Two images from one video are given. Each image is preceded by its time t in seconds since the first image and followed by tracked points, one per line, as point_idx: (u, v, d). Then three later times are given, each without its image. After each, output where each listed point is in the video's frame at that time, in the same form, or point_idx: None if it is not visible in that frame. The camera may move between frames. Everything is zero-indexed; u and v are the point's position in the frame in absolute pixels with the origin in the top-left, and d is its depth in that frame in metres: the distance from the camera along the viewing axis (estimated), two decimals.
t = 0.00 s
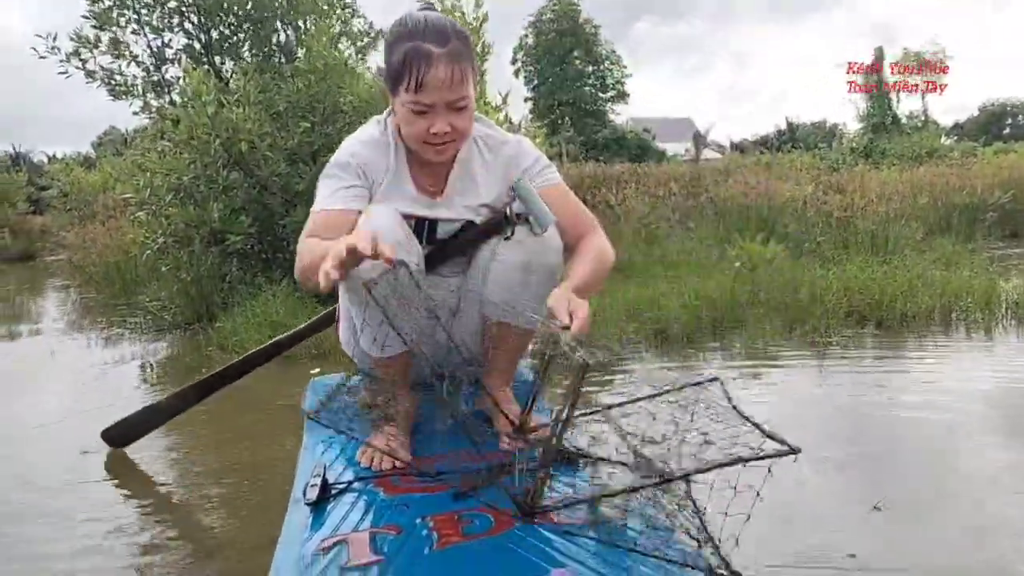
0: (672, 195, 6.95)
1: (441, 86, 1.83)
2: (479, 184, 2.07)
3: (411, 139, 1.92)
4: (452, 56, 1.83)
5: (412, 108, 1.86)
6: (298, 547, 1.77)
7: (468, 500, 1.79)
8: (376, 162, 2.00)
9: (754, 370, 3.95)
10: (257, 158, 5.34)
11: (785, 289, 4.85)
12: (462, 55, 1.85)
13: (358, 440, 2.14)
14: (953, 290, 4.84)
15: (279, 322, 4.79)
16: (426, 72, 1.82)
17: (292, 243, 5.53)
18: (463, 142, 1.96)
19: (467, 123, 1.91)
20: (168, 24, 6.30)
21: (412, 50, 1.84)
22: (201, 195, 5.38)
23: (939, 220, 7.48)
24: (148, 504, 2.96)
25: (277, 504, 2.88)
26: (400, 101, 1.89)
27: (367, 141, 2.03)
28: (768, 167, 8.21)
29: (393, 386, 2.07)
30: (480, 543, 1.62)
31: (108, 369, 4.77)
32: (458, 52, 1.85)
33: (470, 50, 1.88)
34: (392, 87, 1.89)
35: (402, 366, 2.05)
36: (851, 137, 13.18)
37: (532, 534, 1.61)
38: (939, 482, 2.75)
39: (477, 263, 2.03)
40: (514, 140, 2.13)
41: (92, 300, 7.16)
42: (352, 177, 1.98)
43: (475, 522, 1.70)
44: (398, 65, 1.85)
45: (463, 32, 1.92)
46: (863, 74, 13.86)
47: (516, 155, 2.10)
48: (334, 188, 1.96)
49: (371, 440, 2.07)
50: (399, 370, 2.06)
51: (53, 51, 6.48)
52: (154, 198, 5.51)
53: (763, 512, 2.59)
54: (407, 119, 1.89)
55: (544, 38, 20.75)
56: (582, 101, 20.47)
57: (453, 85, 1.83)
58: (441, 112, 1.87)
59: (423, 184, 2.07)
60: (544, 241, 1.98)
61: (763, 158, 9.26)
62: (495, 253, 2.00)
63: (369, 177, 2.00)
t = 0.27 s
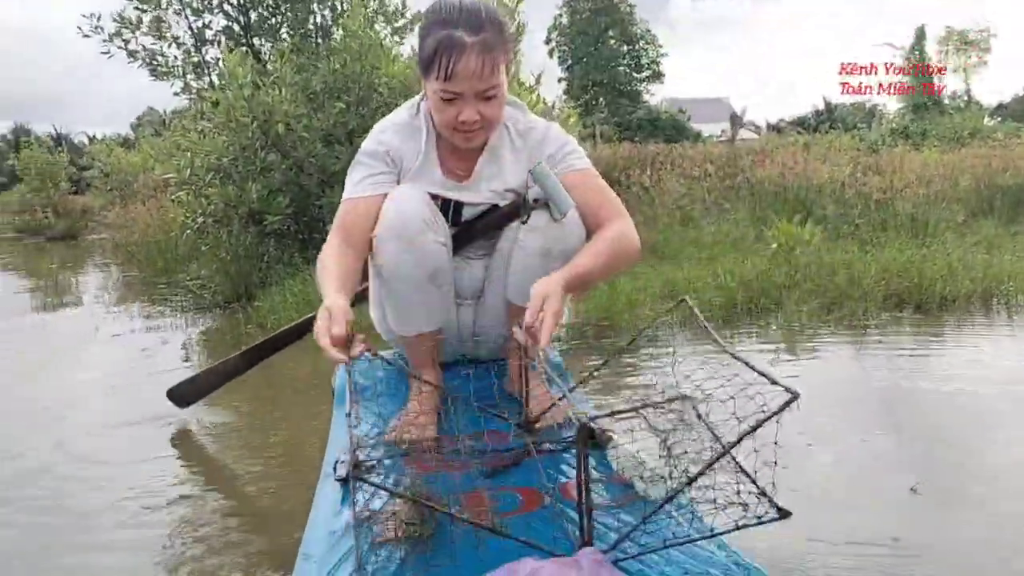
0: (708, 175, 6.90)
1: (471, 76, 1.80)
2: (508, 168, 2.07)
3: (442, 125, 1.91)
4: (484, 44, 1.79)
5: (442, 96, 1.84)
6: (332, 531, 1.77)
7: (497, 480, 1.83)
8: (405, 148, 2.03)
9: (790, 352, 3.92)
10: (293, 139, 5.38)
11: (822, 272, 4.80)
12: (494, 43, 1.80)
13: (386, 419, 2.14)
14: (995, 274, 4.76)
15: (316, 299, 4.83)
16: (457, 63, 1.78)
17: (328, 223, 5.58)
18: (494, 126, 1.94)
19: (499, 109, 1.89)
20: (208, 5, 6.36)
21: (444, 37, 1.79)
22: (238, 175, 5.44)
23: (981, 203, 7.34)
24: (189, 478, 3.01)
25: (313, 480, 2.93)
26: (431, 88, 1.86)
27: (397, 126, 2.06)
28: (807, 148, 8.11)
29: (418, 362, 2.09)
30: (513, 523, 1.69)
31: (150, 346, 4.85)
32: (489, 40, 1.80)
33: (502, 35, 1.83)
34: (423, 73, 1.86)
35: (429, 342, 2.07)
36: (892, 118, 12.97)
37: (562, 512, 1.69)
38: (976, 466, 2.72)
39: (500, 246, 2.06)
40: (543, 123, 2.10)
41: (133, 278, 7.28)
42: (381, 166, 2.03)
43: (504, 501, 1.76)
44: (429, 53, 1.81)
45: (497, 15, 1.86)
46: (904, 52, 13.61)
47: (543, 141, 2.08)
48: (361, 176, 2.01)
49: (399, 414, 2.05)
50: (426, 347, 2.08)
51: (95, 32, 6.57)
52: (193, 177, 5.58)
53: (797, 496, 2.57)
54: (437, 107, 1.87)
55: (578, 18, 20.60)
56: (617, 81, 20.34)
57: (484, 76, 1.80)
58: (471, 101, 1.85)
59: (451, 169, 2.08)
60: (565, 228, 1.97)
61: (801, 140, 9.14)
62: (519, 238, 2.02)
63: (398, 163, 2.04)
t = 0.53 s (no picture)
0: (733, 174, 6.88)
1: (483, 84, 1.80)
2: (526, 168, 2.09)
3: (457, 130, 1.91)
4: (495, 51, 1.79)
5: (456, 104, 1.84)
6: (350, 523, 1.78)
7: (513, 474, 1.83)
8: (421, 150, 2.05)
9: (814, 351, 3.92)
10: (321, 136, 5.44)
11: (848, 271, 4.78)
12: (505, 48, 1.80)
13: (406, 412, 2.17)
14: None
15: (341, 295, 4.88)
16: (468, 71, 1.78)
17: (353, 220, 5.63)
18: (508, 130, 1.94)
19: (513, 113, 1.88)
20: (237, 3, 6.42)
21: (455, 47, 1.79)
22: (266, 171, 5.50)
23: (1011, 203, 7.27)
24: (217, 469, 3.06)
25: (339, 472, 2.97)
26: (444, 96, 1.86)
27: (413, 128, 2.06)
28: (834, 147, 8.07)
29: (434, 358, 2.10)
30: (528, 515, 1.67)
31: (178, 340, 4.93)
32: (500, 47, 1.80)
33: (514, 41, 1.83)
34: (436, 81, 1.86)
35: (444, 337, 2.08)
36: (920, 117, 12.86)
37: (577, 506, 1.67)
38: (1000, 467, 2.72)
39: (523, 243, 2.09)
40: (560, 121, 2.11)
41: (162, 272, 7.39)
42: (397, 168, 2.03)
43: (520, 495, 1.75)
44: (442, 63, 1.81)
45: (507, 20, 1.86)
46: (934, 51, 13.49)
47: (561, 139, 2.09)
48: (377, 177, 2.00)
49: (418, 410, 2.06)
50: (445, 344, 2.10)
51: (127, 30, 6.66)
52: (221, 174, 5.64)
53: (818, 495, 2.58)
54: (451, 114, 1.87)
55: (604, 15, 20.57)
56: (642, 79, 20.29)
57: (496, 82, 1.80)
58: (484, 107, 1.84)
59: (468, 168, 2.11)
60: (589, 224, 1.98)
61: (828, 138, 9.09)
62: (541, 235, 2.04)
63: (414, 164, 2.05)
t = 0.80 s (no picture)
0: (746, 170, 6.88)
1: (497, 71, 1.78)
2: (534, 159, 2.11)
3: (467, 118, 1.89)
4: (509, 39, 1.78)
5: (468, 91, 1.83)
6: (359, 515, 1.79)
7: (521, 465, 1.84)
8: (428, 141, 2.05)
9: (828, 347, 3.93)
10: (335, 130, 5.48)
11: (860, 267, 4.79)
12: (518, 37, 1.79)
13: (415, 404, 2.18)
14: None
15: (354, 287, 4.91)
16: (482, 58, 1.76)
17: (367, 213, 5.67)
18: (518, 120, 1.93)
19: (524, 103, 1.87)
20: None
21: (468, 35, 1.78)
22: (280, 164, 5.54)
23: None
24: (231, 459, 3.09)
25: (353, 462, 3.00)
26: (456, 84, 1.85)
27: (419, 120, 2.07)
28: (847, 143, 8.05)
29: (441, 349, 2.13)
30: (535, 504, 1.68)
31: (192, 332, 4.96)
32: (513, 35, 1.80)
33: (526, 31, 1.82)
34: (448, 69, 1.85)
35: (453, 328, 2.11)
36: (935, 114, 12.79)
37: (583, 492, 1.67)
38: (1013, 462, 2.72)
39: (529, 231, 2.11)
40: (566, 110, 2.11)
41: (176, 265, 7.44)
42: (404, 158, 2.03)
43: (527, 485, 1.76)
44: (455, 51, 1.80)
45: (518, 9, 1.86)
46: (949, 47, 13.42)
47: (566, 128, 2.09)
48: (385, 170, 2.01)
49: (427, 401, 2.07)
50: (452, 335, 2.11)
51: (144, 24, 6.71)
52: (236, 166, 5.68)
53: (828, 490, 2.58)
54: (463, 102, 1.85)
55: (616, 10, 20.51)
56: (655, 75, 20.27)
57: (509, 70, 1.78)
58: (497, 95, 1.83)
59: (474, 159, 2.10)
60: (593, 212, 2.00)
61: (842, 135, 9.05)
62: (546, 224, 2.05)
63: (421, 156, 2.05)
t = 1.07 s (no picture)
0: (762, 178, 6.88)
1: (510, 68, 1.80)
2: (541, 163, 2.12)
3: (479, 118, 1.91)
4: (524, 37, 1.81)
5: (481, 89, 1.85)
6: (371, 520, 1.82)
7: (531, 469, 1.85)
8: (441, 145, 2.07)
9: (843, 356, 3.94)
10: (354, 135, 5.52)
11: (876, 276, 4.79)
12: (533, 37, 1.82)
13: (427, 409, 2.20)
14: None
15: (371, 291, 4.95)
16: (496, 55, 1.79)
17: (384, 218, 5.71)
18: (530, 122, 1.95)
19: (536, 103, 1.89)
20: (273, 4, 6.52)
21: (482, 33, 1.81)
22: (298, 169, 5.59)
23: None
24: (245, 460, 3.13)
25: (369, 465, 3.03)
26: (469, 83, 1.87)
27: (432, 124, 2.08)
28: (864, 152, 8.05)
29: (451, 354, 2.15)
30: (545, 508, 1.69)
31: (209, 334, 5.01)
32: (528, 36, 1.82)
33: (540, 32, 1.85)
34: (462, 68, 1.87)
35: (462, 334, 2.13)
36: (952, 123, 12.75)
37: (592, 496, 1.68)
38: None
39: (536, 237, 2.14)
40: (573, 116, 2.14)
41: (194, 267, 7.51)
42: (417, 163, 2.05)
43: (538, 489, 1.77)
44: (471, 48, 1.83)
45: (535, 12, 1.88)
46: (968, 57, 13.36)
47: (574, 133, 2.12)
48: (400, 174, 2.04)
49: (437, 407, 2.09)
50: (460, 339, 2.14)
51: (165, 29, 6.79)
52: (255, 170, 5.74)
53: (838, 500, 2.59)
54: (475, 101, 1.88)
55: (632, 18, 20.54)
56: (670, 82, 20.29)
57: (523, 69, 1.81)
58: (509, 94, 1.85)
59: (484, 163, 2.11)
60: (598, 218, 2.01)
61: (858, 144, 9.04)
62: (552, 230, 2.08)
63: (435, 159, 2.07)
